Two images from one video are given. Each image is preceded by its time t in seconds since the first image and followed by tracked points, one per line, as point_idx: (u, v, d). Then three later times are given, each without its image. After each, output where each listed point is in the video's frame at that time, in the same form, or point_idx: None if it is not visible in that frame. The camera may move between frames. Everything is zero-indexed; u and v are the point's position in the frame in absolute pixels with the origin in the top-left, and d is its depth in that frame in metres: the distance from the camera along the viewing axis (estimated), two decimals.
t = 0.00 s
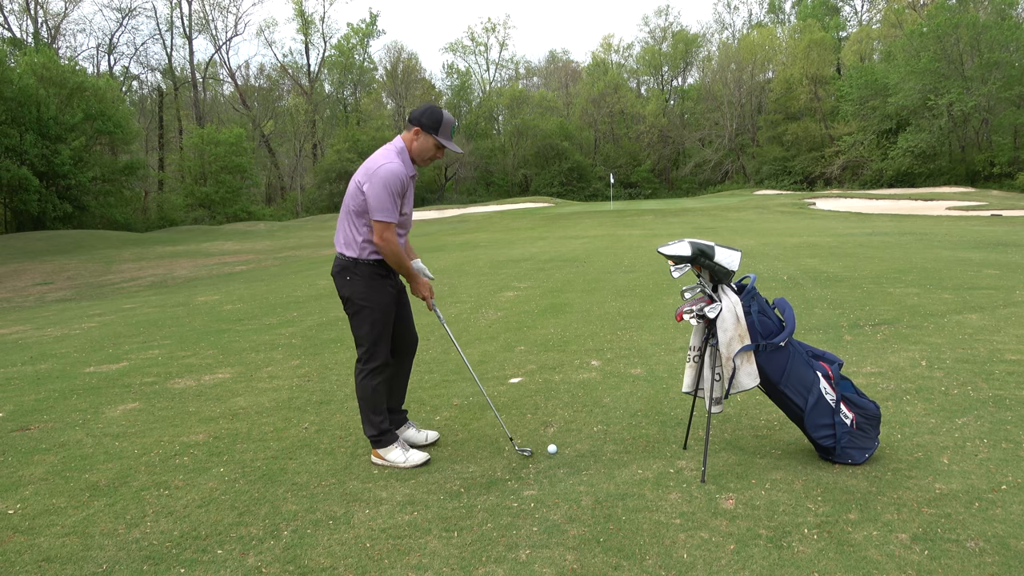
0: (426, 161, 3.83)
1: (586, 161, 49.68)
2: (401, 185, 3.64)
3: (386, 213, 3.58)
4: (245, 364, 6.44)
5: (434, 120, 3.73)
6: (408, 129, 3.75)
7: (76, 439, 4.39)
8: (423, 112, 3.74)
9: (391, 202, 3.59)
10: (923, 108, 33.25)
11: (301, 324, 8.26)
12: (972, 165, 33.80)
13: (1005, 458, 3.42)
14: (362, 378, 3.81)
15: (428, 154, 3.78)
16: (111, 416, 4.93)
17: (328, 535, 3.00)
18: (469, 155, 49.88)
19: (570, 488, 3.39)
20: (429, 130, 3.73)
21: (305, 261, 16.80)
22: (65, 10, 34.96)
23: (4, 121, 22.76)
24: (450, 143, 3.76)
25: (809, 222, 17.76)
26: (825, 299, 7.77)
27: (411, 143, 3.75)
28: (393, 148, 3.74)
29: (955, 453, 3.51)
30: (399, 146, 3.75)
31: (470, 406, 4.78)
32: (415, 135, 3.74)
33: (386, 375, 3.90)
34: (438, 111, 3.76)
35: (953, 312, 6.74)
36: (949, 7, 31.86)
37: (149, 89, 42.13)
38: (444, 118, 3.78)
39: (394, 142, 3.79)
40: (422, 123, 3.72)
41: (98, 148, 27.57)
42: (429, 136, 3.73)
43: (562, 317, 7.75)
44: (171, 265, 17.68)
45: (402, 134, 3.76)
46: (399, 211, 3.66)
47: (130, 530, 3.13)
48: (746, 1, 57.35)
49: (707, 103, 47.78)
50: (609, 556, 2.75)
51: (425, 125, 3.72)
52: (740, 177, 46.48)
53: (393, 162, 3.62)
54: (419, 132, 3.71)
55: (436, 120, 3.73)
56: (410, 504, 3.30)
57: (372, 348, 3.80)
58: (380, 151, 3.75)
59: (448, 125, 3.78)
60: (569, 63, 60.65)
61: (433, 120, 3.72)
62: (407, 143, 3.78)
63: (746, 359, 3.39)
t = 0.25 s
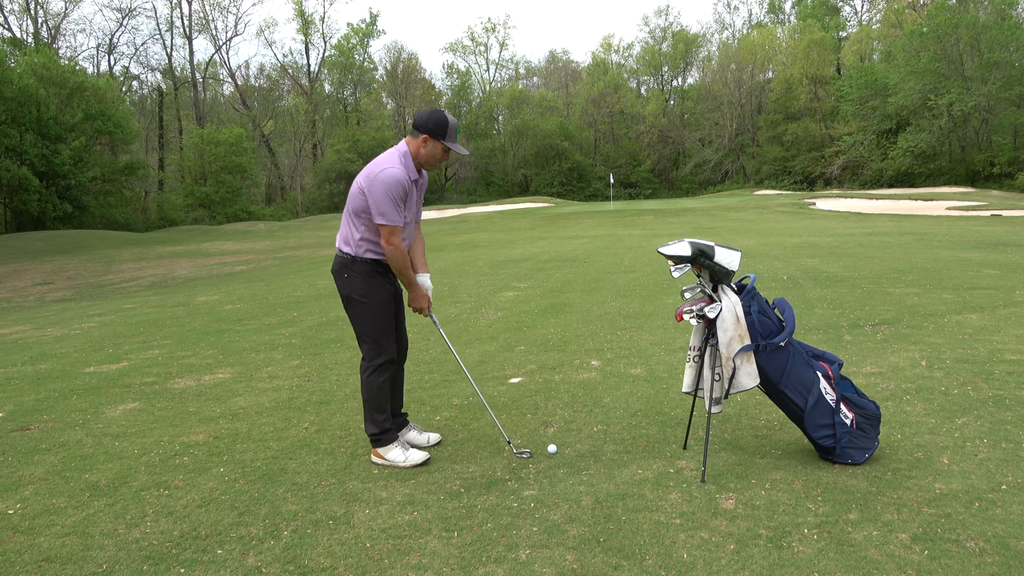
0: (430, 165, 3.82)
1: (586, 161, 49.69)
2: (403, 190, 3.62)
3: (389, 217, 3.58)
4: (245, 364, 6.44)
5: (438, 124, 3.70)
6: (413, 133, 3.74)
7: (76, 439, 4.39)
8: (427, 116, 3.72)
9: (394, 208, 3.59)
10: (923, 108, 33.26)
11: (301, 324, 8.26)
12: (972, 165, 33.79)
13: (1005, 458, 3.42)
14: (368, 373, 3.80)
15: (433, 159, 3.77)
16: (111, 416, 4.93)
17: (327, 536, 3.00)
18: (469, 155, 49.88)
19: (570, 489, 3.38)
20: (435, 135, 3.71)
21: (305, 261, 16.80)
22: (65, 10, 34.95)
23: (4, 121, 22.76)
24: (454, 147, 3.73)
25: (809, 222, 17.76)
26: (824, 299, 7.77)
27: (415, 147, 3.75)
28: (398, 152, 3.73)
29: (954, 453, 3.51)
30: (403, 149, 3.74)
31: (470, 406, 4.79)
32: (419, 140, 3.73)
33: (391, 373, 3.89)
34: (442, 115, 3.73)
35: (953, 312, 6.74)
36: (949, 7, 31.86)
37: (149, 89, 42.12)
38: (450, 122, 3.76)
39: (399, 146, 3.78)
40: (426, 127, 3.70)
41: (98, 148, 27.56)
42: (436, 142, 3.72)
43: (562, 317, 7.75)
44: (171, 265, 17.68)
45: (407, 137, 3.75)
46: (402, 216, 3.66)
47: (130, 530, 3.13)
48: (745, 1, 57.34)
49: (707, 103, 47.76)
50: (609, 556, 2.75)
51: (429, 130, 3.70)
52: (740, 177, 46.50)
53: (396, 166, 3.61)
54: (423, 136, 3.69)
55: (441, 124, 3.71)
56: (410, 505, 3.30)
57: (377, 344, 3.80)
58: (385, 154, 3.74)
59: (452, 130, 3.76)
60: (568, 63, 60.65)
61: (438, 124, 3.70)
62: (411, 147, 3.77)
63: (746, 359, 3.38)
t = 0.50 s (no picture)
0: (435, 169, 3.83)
1: (586, 161, 49.69)
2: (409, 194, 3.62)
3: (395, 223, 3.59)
4: (245, 363, 6.44)
5: (442, 127, 3.69)
6: (416, 135, 3.72)
7: (76, 439, 4.39)
8: (432, 119, 3.70)
9: (401, 213, 3.59)
10: (923, 108, 33.27)
11: (301, 324, 8.27)
12: (972, 165, 33.80)
13: (1004, 458, 3.42)
14: (373, 371, 3.82)
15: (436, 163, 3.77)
16: (111, 416, 4.93)
17: (328, 536, 2.99)
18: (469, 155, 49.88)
19: (570, 488, 3.38)
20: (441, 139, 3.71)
21: (305, 261, 16.80)
22: (65, 10, 34.92)
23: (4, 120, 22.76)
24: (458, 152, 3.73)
25: (809, 222, 17.75)
26: (824, 299, 7.77)
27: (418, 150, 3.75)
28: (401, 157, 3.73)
29: (954, 453, 3.51)
30: (407, 153, 3.73)
31: (470, 406, 4.78)
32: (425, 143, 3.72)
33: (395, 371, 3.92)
34: (447, 119, 3.72)
35: (953, 312, 6.74)
36: (949, 7, 31.87)
37: (149, 89, 42.12)
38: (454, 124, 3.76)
39: (402, 148, 3.77)
40: (430, 129, 3.69)
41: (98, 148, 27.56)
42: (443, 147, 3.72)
43: (562, 317, 7.76)
44: (171, 265, 17.68)
45: (410, 141, 3.75)
46: (409, 221, 3.67)
47: (130, 530, 3.13)
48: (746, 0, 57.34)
49: (707, 103, 47.77)
50: (609, 556, 2.75)
51: (434, 134, 3.70)
52: (740, 177, 46.55)
53: (401, 173, 3.61)
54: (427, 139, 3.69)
55: (446, 127, 3.71)
56: (410, 504, 3.29)
57: (382, 343, 3.82)
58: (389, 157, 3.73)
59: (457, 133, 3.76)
60: (568, 63, 60.65)
61: (442, 128, 3.70)
62: (415, 151, 3.76)
63: (746, 358, 3.39)
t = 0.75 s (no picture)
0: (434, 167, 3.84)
1: (586, 161, 49.70)
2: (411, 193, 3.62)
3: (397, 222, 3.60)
4: (245, 364, 6.44)
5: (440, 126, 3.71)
6: (414, 133, 3.74)
7: (76, 439, 4.39)
8: (430, 118, 3.72)
9: (403, 212, 3.60)
10: (923, 108, 33.27)
11: (301, 324, 8.27)
12: (972, 165, 33.81)
13: (1004, 458, 3.42)
14: (369, 375, 3.82)
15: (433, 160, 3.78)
16: (111, 416, 4.93)
17: (328, 535, 3.00)
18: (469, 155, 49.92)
19: (570, 488, 3.38)
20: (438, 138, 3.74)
21: (305, 261, 16.80)
22: (65, 10, 34.91)
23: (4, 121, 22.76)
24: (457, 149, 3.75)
25: (809, 222, 17.75)
26: (824, 299, 7.77)
27: (417, 149, 3.76)
28: (401, 156, 3.73)
29: (954, 453, 3.51)
30: (407, 152, 3.75)
31: (470, 406, 4.79)
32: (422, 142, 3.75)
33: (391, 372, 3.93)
34: (444, 118, 3.74)
35: (953, 312, 6.75)
36: (949, 7, 31.85)
37: (149, 89, 42.11)
38: (450, 122, 3.80)
39: (400, 147, 3.78)
40: (428, 129, 3.71)
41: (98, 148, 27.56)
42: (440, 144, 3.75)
43: (562, 317, 7.76)
44: (171, 265, 17.68)
45: (409, 139, 3.76)
46: (409, 220, 3.68)
47: (130, 530, 3.13)
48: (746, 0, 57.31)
49: (707, 103, 47.76)
50: (609, 556, 2.74)
51: (433, 133, 3.73)
52: (740, 177, 46.57)
53: (402, 171, 3.61)
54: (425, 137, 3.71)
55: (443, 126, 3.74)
56: (410, 504, 3.29)
57: (380, 345, 3.82)
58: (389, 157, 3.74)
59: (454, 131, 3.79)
60: (568, 63, 60.66)
61: (439, 125, 3.73)
62: (414, 150, 3.77)
63: (746, 359, 3.39)
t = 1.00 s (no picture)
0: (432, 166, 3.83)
1: (586, 161, 49.71)
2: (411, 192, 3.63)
3: (397, 221, 3.60)
4: (245, 364, 6.44)
5: (438, 125, 3.71)
6: (413, 133, 3.74)
7: (76, 439, 4.39)
8: (429, 117, 3.72)
9: (403, 211, 3.60)
10: (923, 108, 33.27)
11: (301, 324, 8.27)
12: (972, 165, 33.82)
13: (1004, 458, 3.42)
14: (370, 373, 3.82)
15: (431, 159, 3.78)
16: (111, 416, 4.93)
17: (327, 535, 3.00)
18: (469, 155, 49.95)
19: (570, 488, 3.38)
20: (434, 135, 3.72)
21: (305, 261, 16.79)
22: (65, 10, 34.90)
23: (4, 121, 22.76)
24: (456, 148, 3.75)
25: (809, 222, 17.75)
26: (824, 299, 7.77)
27: (416, 148, 3.76)
28: (400, 155, 3.73)
29: (954, 453, 3.51)
30: (406, 151, 3.75)
31: (470, 406, 4.79)
32: (420, 140, 3.73)
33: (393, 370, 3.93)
34: (442, 116, 3.74)
35: (953, 312, 6.74)
36: (949, 7, 31.84)
37: (149, 89, 42.12)
38: (450, 121, 3.80)
39: (399, 147, 3.78)
40: (426, 129, 3.71)
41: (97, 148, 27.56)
42: (435, 140, 3.73)
43: (562, 317, 7.76)
44: (171, 265, 17.68)
45: (408, 139, 3.76)
46: (410, 218, 3.68)
47: (130, 530, 3.13)
48: (746, 1, 57.31)
49: (707, 103, 47.76)
50: (609, 556, 2.75)
51: (432, 132, 3.72)
52: (740, 177, 46.59)
53: (401, 170, 3.61)
54: (424, 136, 3.71)
55: (443, 125, 3.73)
56: (410, 505, 3.29)
57: (382, 343, 3.83)
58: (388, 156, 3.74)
59: (452, 129, 3.77)
60: (568, 63, 60.67)
61: (437, 124, 3.71)
62: (412, 149, 3.77)
63: (746, 358, 3.39)
